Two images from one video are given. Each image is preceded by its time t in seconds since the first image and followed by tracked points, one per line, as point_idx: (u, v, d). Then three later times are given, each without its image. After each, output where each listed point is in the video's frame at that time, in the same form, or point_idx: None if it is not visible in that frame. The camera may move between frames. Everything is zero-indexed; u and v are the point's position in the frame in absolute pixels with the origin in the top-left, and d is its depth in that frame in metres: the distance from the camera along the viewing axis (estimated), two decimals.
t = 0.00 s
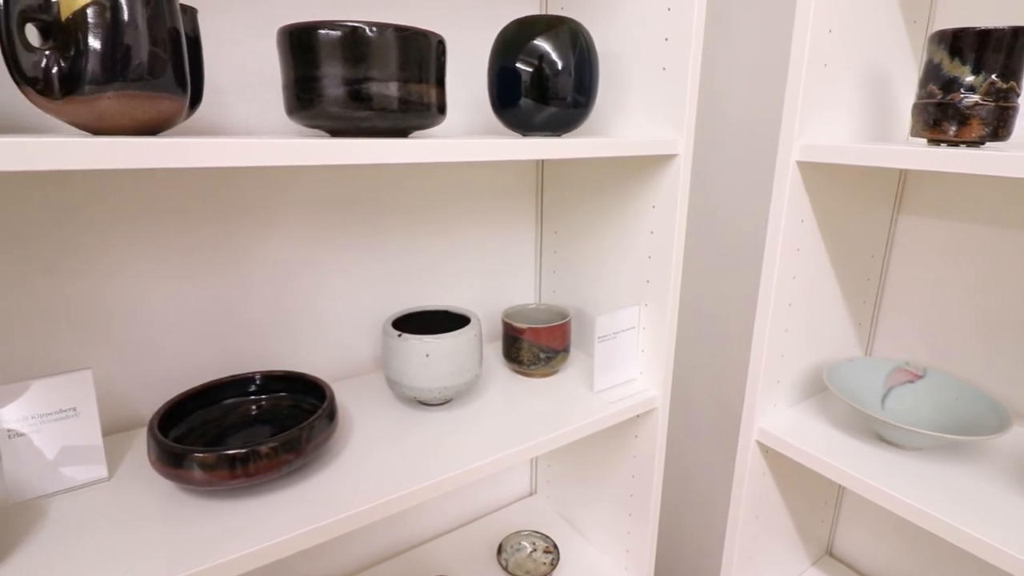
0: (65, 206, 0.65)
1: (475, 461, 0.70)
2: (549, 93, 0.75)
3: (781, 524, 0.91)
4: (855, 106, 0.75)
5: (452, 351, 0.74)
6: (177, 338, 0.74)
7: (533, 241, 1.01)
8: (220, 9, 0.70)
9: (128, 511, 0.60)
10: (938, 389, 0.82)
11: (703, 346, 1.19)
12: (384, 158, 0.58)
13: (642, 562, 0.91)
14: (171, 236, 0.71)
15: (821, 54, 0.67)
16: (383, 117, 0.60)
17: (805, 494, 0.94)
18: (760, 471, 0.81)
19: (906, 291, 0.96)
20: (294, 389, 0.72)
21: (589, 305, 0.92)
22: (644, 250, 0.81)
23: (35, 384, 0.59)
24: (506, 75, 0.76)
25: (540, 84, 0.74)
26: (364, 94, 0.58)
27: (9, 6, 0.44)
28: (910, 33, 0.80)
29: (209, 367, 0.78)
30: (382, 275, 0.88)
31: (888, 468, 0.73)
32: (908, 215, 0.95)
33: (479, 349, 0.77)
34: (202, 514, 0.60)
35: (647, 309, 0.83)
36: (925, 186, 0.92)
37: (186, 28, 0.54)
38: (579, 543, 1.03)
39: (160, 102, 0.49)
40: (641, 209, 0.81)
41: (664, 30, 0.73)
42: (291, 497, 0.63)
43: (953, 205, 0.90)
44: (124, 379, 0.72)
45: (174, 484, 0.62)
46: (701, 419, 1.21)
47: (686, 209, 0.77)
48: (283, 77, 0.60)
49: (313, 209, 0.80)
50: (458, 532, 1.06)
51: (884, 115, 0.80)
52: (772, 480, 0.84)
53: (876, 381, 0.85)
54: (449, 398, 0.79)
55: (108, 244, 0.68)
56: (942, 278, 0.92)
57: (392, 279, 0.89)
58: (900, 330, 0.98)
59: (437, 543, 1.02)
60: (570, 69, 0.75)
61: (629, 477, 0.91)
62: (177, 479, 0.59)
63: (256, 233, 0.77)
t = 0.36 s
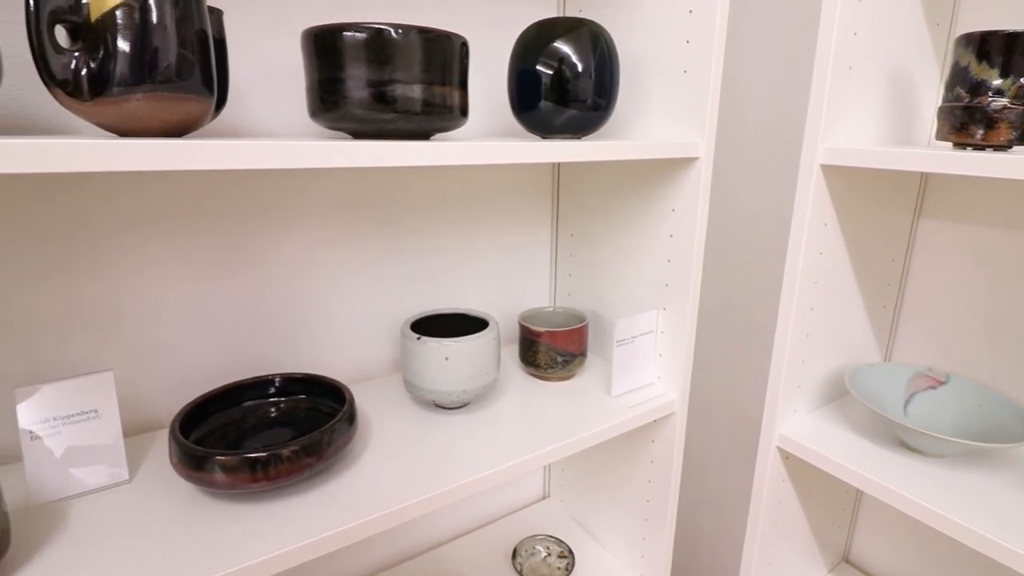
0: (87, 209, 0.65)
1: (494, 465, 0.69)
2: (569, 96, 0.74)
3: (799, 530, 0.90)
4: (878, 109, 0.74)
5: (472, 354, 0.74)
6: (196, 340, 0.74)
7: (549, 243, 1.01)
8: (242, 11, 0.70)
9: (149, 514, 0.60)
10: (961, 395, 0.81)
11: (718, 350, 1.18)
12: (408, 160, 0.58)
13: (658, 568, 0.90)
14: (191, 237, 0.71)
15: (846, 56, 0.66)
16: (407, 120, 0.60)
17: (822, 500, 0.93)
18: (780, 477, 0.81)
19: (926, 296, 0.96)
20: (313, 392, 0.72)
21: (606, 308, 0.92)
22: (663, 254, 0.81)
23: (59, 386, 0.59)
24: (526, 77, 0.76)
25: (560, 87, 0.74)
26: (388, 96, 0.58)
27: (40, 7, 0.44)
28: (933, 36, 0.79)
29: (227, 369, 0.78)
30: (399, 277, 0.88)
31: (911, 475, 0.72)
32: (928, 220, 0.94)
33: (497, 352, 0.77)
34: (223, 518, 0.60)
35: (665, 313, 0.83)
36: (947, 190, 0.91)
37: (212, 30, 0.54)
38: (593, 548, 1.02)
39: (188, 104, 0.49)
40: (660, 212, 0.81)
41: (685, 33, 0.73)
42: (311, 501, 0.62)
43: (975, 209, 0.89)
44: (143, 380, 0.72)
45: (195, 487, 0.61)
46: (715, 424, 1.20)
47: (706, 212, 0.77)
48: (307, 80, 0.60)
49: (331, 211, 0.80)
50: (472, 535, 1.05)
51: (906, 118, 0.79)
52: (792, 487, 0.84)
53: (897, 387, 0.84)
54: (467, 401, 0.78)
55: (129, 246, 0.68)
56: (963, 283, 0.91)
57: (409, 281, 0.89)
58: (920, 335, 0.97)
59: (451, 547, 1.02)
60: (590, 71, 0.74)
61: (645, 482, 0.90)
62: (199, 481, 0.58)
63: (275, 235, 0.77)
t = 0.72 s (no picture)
0: (112, 211, 0.65)
1: (517, 470, 0.69)
2: (591, 98, 0.74)
3: (820, 538, 0.89)
4: (905, 113, 0.73)
5: (493, 358, 0.73)
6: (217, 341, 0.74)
7: (567, 246, 1.01)
8: (267, 14, 0.70)
9: (173, 516, 0.60)
10: (989, 403, 0.80)
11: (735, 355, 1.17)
12: (434, 162, 0.58)
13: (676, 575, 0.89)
14: (214, 239, 0.71)
15: (875, 59, 0.66)
16: (434, 122, 0.59)
17: (844, 508, 0.92)
18: (803, 484, 0.80)
19: (950, 301, 0.94)
20: (335, 395, 0.72)
21: (625, 312, 0.92)
22: (684, 257, 0.80)
23: (86, 387, 0.59)
24: (549, 80, 0.76)
25: (583, 89, 0.74)
26: (415, 99, 0.58)
27: (75, 8, 0.44)
28: (961, 39, 0.78)
29: (248, 371, 0.78)
30: (419, 280, 0.88)
31: (939, 483, 0.71)
32: (953, 224, 0.93)
33: (518, 356, 0.77)
34: (246, 522, 0.60)
35: (686, 318, 0.82)
36: (972, 195, 0.90)
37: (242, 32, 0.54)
38: (610, 554, 1.01)
39: (218, 106, 0.49)
40: (683, 216, 0.80)
41: (710, 35, 0.73)
42: (334, 506, 0.62)
43: (1002, 213, 0.87)
44: (165, 382, 0.72)
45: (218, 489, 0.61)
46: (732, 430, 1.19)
47: (730, 216, 0.76)
48: (334, 82, 0.60)
49: (353, 214, 0.80)
50: (487, 540, 1.05)
51: (933, 121, 0.78)
52: (814, 494, 0.83)
53: (923, 394, 0.83)
54: (487, 405, 0.78)
55: (153, 248, 0.68)
56: (989, 289, 0.90)
57: (428, 283, 0.89)
58: (943, 342, 0.96)
59: (466, 551, 1.01)
60: (613, 74, 0.74)
61: (664, 488, 0.89)
62: (223, 484, 0.58)
63: (296, 237, 0.77)
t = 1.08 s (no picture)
0: (138, 213, 0.65)
1: (541, 476, 0.68)
2: (617, 101, 0.74)
3: (845, 547, 0.87)
4: (936, 117, 0.72)
5: (517, 362, 0.72)
6: (240, 343, 0.74)
7: (586, 250, 1.00)
8: (294, 16, 0.70)
9: (199, 518, 0.59)
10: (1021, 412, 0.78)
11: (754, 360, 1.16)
12: (463, 165, 0.57)
13: None
14: (238, 241, 0.71)
15: (909, 62, 0.65)
16: (463, 125, 0.59)
17: (868, 517, 0.91)
18: (829, 492, 0.78)
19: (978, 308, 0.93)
20: (358, 398, 0.71)
21: (646, 316, 0.91)
22: (709, 262, 0.80)
23: (111, 388, 0.59)
24: (574, 83, 0.75)
25: (608, 92, 0.74)
26: (444, 101, 0.58)
27: (114, 11, 0.44)
28: (992, 42, 0.77)
29: (270, 373, 0.77)
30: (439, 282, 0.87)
31: (971, 492, 0.69)
32: (981, 230, 0.91)
33: (541, 360, 0.76)
34: (271, 525, 0.59)
35: (710, 322, 0.81)
36: (1002, 200, 0.88)
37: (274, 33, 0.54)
38: (628, 561, 1.00)
39: (252, 108, 0.49)
40: (707, 219, 0.79)
41: (737, 37, 0.72)
42: (358, 510, 0.62)
43: None
44: (188, 384, 0.72)
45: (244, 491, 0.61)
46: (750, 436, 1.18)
47: (756, 220, 0.75)
48: (363, 85, 0.60)
49: (375, 216, 0.80)
50: (503, 545, 1.04)
51: (963, 126, 0.77)
52: (839, 502, 0.81)
53: (952, 402, 0.82)
54: (510, 409, 0.77)
55: (178, 250, 0.68)
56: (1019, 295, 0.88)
57: (448, 285, 0.88)
58: (970, 349, 0.94)
59: (483, 556, 1.00)
60: (639, 76, 0.74)
61: (686, 494, 0.88)
62: (250, 487, 0.58)
63: (320, 239, 0.76)
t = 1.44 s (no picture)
0: (171, 217, 0.65)
1: (570, 484, 0.67)
2: (647, 105, 0.73)
3: (874, 559, 0.86)
4: (975, 123, 0.71)
5: (545, 367, 0.72)
6: (266, 345, 0.74)
7: (610, 255, 0.99)
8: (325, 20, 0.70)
9: (229, 521, 0.59)
10: None
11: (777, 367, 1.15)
12: (498, 169, 0.57)
13: None
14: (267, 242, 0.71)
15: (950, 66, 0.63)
16: (496, 128, 0.58)
17: (897, 529, 0.89)
18: (860, 503, 0.77)
19: (1012, 317, 0.91)
20: (385, 402, 0.71)
21: (672, 322, 0.90)
22: (738, 268, 0.79)
23: (143, 389, 0.59)
24: (603, 87, 0.75)
25: (638, 96, 0.73)
26: (477, 104, 0.57)
27: (158, 13, 0.44)
28: None
29: (296, 376, 0.77)
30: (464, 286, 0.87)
31: (1012, 505, 0.68)
32: (1016, 237, 0.89)
33: (569, 366, 0.75)
34: (301, 529, 0.59)
35: (739, 329, 0.80)
36: None
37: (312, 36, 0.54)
38: (649, 569, 0.99)
39: (291, 111, 0.49)
40: (737, 225, 0.79)
41: (770, 41, 0.71)
42: (387, 516, 0.61)
43: None
44: (216, 386, 0.72)
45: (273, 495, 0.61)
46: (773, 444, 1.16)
47: (788, 225, 0.74)
48: (397, 88, 0.60)
49: (402, 220, 0.79)
50: (522, 551, 1.03)
51: (1001, 132, 0.76)
52: (871, 514, 0.80)
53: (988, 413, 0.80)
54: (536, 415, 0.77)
55: (208, 251, 0.68)
56: None
57: (472, 289, 0.88)
58: (1004, 359, 0.92)
59: (503, 563, 0.99)
60: (670, 80, 0.73)
61: (711, 503, 0.87)
62: (280, 490, 0.58)
63: (346, 242, 0.76)
